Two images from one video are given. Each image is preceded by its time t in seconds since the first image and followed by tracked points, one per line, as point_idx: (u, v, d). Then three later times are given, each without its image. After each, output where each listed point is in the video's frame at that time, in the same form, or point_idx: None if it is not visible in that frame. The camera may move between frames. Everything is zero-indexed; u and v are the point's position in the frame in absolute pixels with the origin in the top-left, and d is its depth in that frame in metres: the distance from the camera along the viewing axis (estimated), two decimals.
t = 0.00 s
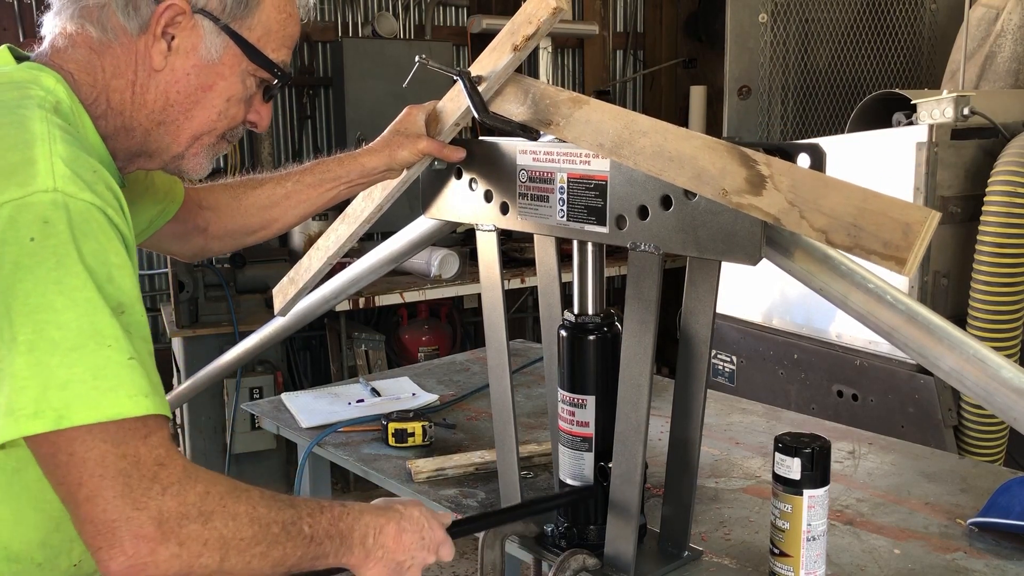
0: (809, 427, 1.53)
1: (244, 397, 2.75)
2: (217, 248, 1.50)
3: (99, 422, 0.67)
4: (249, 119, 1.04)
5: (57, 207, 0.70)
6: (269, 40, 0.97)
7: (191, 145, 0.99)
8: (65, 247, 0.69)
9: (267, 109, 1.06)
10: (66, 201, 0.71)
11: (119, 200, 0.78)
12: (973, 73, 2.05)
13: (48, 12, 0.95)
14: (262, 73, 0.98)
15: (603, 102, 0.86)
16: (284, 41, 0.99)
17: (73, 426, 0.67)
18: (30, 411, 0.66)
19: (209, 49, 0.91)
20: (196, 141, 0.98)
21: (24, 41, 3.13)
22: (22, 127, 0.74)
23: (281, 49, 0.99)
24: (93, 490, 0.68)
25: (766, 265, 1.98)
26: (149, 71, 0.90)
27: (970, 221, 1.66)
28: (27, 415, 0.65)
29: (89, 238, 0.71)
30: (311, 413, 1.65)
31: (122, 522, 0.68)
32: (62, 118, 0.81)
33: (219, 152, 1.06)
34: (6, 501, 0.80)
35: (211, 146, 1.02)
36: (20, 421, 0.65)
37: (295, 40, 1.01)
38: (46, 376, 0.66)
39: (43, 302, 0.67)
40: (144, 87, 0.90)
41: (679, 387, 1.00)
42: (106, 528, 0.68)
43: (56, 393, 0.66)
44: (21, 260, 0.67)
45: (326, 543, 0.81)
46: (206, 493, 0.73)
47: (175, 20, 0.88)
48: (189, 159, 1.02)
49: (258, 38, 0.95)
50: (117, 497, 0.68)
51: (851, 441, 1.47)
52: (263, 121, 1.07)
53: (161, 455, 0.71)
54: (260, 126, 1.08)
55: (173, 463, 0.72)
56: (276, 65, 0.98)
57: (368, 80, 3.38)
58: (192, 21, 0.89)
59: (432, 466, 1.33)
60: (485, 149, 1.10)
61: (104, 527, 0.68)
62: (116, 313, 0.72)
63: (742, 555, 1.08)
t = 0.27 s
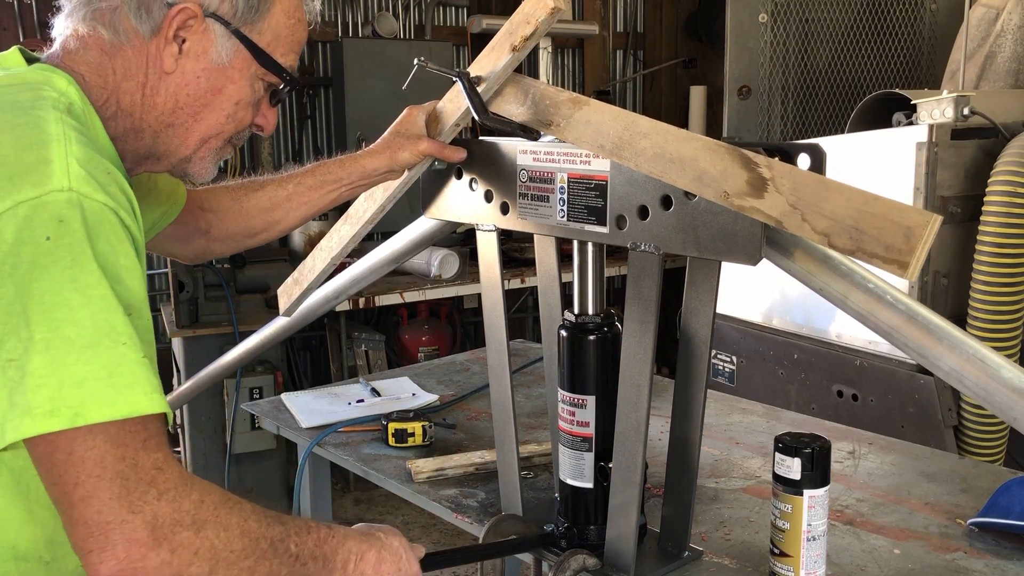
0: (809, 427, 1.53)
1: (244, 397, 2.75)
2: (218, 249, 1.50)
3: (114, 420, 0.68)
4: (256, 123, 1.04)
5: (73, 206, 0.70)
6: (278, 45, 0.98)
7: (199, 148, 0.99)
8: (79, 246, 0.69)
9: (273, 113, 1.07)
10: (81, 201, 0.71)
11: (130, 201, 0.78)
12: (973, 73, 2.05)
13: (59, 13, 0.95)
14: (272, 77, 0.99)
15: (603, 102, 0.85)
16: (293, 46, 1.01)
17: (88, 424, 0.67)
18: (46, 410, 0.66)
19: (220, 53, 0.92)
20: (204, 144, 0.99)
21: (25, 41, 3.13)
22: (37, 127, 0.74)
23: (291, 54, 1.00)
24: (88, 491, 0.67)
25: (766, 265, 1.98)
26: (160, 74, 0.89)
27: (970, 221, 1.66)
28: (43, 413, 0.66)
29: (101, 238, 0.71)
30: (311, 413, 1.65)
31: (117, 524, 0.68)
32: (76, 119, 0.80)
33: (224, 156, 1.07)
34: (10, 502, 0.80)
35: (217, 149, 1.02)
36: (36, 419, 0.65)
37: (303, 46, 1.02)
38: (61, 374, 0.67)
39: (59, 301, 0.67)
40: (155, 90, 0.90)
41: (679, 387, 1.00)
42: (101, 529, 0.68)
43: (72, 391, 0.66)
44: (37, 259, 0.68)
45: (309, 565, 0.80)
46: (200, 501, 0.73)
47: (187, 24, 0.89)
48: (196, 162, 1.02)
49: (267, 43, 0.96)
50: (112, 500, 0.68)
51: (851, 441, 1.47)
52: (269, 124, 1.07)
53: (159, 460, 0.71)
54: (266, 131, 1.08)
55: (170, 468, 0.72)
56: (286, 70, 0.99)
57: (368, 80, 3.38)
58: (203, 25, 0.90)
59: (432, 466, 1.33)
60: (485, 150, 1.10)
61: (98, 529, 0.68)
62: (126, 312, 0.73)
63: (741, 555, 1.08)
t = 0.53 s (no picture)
0: (810, 427, 1.53)
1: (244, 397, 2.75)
2: (218, 250, 1.50)
3: (117, 418, 0.68)
4: (256, 126, 1.04)
5: (78, 205, 0.70)
6: (283, 48, 0.98)
7: (200, 151, 0.99)
8: (85, 245, 0.69)
9: (274, 117, 1.07)
10: (86, 200, 0.71)
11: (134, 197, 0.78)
12: (973, 73, 2.05)
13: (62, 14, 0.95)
14: (273, 81, 0.99)
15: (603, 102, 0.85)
16: (295, 52, 1.00)
17: (92, 422, 0.67)
18: (50, 407, 0.66)
19: (225, 55, 0.92)
20: (205, 147, 0.99)
21: (25, 42, 3.13)
22: (43, 125, 0.74)
23: (293, 59, 1.00)
24: (97, 489, 0.67)
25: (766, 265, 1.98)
26: (164, 75, 0.90)
27: (970, 221, 1.66)
28: (47, 411, 0.65)
29: (107, 237, 0.71)
30: (311, 413, 1.65)
31: (125, 521, 0.68)
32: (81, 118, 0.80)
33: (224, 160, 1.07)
34: (14, 501, 0.80)
35: (216, 153, 1.02)
36: (40, 417, 0.65)
37: (306, 52, 1.02)
38: (65, 372, 0.67)
39: (64, 298, 0.67)
40: (159, 90, 0.90)
41: (679, 387, 1.00)
42: (110, 526, 0.68)
43: (77, 389, 0.66)
44: (42, 257, 0.68)
45: (316, 558, 0.81)
46: (209, 496, 0.74)
47: (192, 26, 0.89)
48: (195, 166, 1.02)
49: (272, 46, 0.96)
50: (120, 497, 0.68)
51: (851, 441, 1.47)
52: (270, 128, 1.07)
53: (167, 457, 0.71)
54: (266, 134, 1.08)
55: (178, 464, 0.72)
56: (288, 74, 0.99)
57: (368, 79, 3.38)
58: (209, 27, 0.90)
59: (432, 466, 1.33)
60: (485, 150, 1.10)
61: (107, 527, 0.68)
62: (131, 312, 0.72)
63: (741, 555, 1.08)
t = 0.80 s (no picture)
0: (809, 427, 1.53)
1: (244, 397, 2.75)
2: (219, 252, 1.50)
3: (119, 408, 0.69)
4: (253, 128, 1.04)
5: (78, 197, 0.71)
6: (280, 49, 0.97)
7: (199, 150, 0.99)
8: (84, 236, 0.70)
9: (270, 119, 1.07)
10: (86, 191, 0.71)
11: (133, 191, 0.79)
12: (973, 73, 2.05)
13: (62, 14, 0.95)
14: (272, 81, 0.98)
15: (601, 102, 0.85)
16: (292, 53, 1.00)
17: (94, 411, 0.68)
18: (52, 397, 0.67)
19: (223, 54, 0.91)
20: (204, 146, 0.99)
21: (25, 42, 3.13)
22: (43, 119, 0.75)
23: (291, 60, 1.00)
24: (97, 479, 0.68)
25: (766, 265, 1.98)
26: (164, 74, 0.90)
27: (970, 221, 1.66)
28: (50, 401, 0.66)
29: (107, 229, 0.72)
30: (311, 413, 1.65)
31: (125, 512, 0.69)
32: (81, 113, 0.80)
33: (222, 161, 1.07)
34: (15, 495, 0.81)
35: (214, 154, 1.02)
36: (43, 407, 0.66)
37: (304, 53, 1.02)
38: (67, 363, 0.67)
39: (66, 289, 0.68)
40: (158, 89, 0.90)
41: (679, 387, 1.00)
42: (110, 517, 0.69)
43: (79, 379, 0.67)
44: (43, 249, 0.68)
45: (314, 550, 0.82)
46: (208, 488, 0.74)
47: (191, 26, 0.89)
48: (194, 166, 1.02)
49: (271, 46, 0.96)
50: (121, 488, 0.69)
51: (851, 441, 1.47)
52: (265, 130, 1.07)
53: (166, 448, 0.72)
54: (263, 135, 1.08)
55: (177, 456, 0.72)
56: (287, 75, 0.99)
57: (368, 79, 3.38)
58: (208, 27, 0.89)
59: (432, 466, 1.33)
60: (485, 150, 1.10)
61: (107, 517, 0.69)
62: (132, 302, 0.73)
63: (741, 555, 1.08)
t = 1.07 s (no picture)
0: (809, 427, 1.53)
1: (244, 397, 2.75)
2: (220, 255, 1.50)
3: (116, 396, 0.69)
4: (251, 127, 1.04)
5: (72, 186, 0.71)
6: (278, 49, 0.97)
7: (198, 149, 0.99)
8: (79, 225, 0.70)
9: (268, 118, 1.06)
10: (80, 181, 0.72)
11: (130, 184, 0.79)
12: (973, 73, 2.05)
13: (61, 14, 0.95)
14: (269, 80, 0.98)
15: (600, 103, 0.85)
16: (289, 53, 0.99)
17: (92, 400, 0.68)
18: (49, 385, 0.67)
19: (222, 54, 0.91)
20: (202, 145, 0.98)
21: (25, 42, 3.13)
22: (38, 113, 0.75)
23: (288, 60, 0.99)
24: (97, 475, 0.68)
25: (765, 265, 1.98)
26: (162, 73, 0.90)
27: (970, 221, 1.66)
28: (46, 389, 0.67)
29: (102, 218, 0.73)
30: (311, 413, 1.65)
31: (128, 503, 0.69)
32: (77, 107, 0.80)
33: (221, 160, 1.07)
34: (16, 488, 0.81)
35: (214, 151, 1.02)
36: (40, 395, 0.67)
37: (300, 52, 1.01)
38: (63, 351, 0.68)
39: (61, 278, 0.69)
40: (156, 88, 0.90)
41: (679, 387, 1.00)
42: (117, 505, 0.69)
43: (75, 367, 0.68)
44: (37, 238, 0.69)
45: (323, 529, 0.82)
46: (213, 471, 0.75)
47: (190, 25, 0.89)
48: (193, 164, 1.02)
49: (268, 45, 0.96)
50: (127, 475, 0.69)
51: (851, 441, 1.47)
52: (263, 129, 1.06)
53: (170, 434, 0.72)
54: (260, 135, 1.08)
55: (182, 441, 0.73)
56: (283, 74, 0.98)
57: (368, 79, 3.38)
58: (206, 26, 0.89)
59: (432, 466, 1.33)
60: (485, 150, 1.10)
61: (114, 505, 0.69)
62: (128, 292, 0.73)
63: (742, 555, 1.08)
